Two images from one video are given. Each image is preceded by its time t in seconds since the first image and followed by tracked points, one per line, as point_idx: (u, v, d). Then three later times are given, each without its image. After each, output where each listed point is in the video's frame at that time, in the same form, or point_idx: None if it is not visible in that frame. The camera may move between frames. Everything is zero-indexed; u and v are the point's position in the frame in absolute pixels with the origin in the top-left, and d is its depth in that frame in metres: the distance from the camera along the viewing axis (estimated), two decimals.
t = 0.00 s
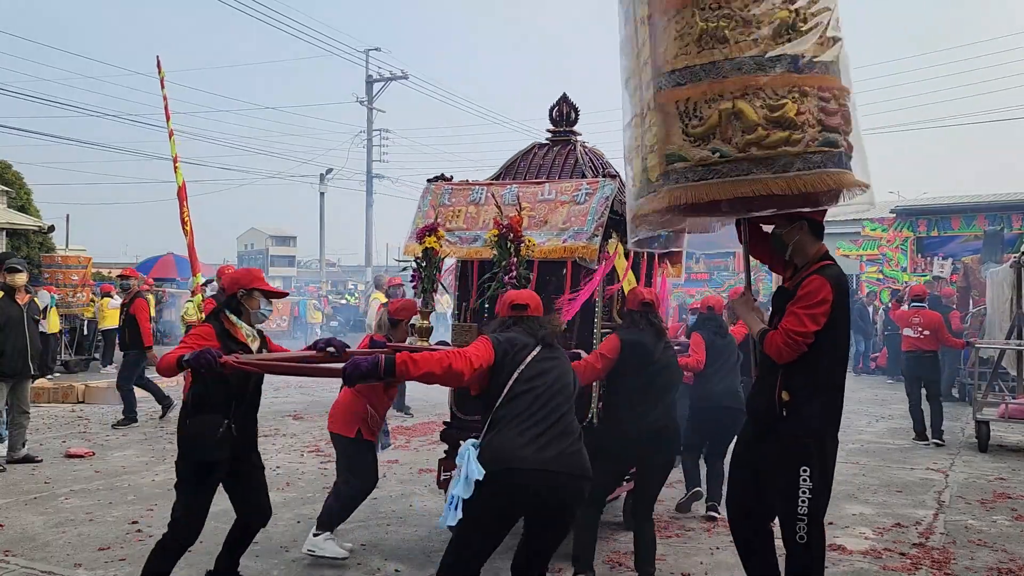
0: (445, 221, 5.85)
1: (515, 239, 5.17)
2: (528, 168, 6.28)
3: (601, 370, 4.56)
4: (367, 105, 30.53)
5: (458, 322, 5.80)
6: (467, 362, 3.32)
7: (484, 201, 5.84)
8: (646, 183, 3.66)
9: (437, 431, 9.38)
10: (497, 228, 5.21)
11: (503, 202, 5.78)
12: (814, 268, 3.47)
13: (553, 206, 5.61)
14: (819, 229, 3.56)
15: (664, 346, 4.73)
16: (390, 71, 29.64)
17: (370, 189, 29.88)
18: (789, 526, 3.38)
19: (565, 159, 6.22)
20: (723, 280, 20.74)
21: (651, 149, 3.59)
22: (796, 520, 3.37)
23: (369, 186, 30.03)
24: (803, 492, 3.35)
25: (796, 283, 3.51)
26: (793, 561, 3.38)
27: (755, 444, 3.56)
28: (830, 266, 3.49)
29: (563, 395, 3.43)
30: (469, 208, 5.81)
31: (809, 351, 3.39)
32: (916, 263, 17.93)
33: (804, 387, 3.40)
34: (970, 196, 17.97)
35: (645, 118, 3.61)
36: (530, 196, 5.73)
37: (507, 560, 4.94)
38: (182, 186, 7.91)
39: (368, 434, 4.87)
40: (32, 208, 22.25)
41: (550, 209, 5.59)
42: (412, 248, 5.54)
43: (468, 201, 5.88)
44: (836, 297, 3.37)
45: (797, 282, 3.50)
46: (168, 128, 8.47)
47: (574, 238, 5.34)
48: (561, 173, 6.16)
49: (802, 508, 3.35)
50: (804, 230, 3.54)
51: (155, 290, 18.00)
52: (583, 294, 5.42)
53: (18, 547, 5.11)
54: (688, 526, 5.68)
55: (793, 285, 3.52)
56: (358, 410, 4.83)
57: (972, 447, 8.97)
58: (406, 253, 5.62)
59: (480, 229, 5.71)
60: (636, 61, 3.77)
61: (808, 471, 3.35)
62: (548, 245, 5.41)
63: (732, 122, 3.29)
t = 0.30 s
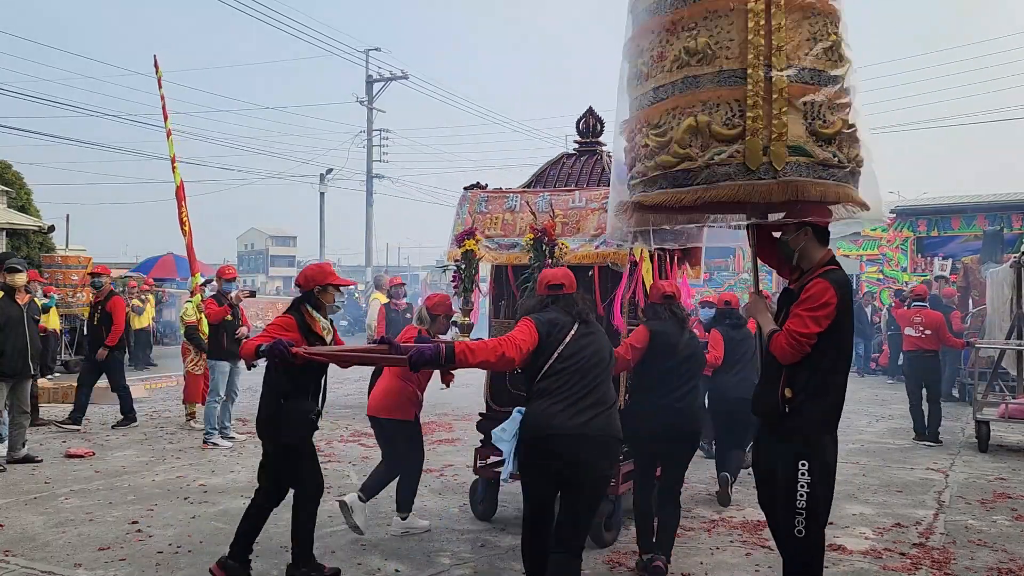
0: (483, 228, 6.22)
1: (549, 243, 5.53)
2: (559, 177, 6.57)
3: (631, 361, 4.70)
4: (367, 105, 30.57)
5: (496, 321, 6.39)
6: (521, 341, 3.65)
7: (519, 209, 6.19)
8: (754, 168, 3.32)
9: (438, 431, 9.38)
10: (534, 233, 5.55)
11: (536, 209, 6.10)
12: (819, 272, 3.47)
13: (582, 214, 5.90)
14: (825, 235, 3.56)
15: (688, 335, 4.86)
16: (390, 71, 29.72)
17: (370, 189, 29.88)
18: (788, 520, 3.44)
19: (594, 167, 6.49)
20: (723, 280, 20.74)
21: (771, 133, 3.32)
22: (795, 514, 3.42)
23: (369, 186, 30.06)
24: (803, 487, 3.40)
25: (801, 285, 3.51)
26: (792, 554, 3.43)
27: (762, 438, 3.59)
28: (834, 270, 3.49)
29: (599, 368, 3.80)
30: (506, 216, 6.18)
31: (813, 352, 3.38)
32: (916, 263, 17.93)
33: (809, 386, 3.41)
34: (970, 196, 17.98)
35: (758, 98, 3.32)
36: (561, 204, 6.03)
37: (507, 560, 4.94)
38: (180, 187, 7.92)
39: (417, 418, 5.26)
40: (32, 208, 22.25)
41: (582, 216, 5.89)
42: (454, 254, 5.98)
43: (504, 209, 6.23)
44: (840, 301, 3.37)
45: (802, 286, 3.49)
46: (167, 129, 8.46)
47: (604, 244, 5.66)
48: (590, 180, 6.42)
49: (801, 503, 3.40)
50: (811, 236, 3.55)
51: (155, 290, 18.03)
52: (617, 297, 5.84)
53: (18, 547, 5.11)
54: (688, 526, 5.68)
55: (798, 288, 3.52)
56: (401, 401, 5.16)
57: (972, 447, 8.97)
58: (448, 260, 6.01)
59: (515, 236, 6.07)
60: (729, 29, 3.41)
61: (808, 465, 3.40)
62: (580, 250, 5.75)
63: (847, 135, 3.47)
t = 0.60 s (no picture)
0: (529, 235, 6.57)
1: (594, 249, 6.00)
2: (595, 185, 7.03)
3: (671, 352, 5.08)
4: (367, 105, 30.60)
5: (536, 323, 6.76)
6: (574, 330, 4.15)
7: (561, 215, 6.53)
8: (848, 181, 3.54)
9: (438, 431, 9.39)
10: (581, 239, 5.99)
11: (579, 216, 6.44)
12: (821, 272, 3.59)
13: (622, 222, 6.30)
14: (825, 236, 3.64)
15: (716, 330, 5.37)
16: (391, 72, 29.90)
17: (370, 189, 29.89)
18: (797, 507, 3.51)
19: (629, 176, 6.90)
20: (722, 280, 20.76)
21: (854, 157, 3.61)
22: (803, 502, 3.51)
23: (369, 186, 30.10)
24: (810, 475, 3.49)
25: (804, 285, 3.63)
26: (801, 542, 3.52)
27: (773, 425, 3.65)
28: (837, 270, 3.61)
29: (637, 355, 4.30)
30: (550, 223, 6.55)
31: (814, 349, 3.51)
32: (916, 263, 17.93)
33: (815, 377, 3.53)
34: (970, 196, 18.00)
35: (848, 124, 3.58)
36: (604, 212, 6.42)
37: (507, 560, 4.93)
38: (180, 187, 7.93)
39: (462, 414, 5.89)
40: (32, 208, 22.25)
41: (622, 223, 6.29)
42: (505, 259, 6.34)
43: (546, 217, 6.57)
44: (841, 301, 3.49)
45: (803, 287, 3.61)
46: (167, 129, 8.48)
47: (645, 251, 6.09)
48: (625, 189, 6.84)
49: (809, 491, 3.49)
50: (811, 237, 3.62)
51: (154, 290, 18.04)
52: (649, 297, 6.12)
53: (18, 547, 5.11)
54: (688, 526, 5.68)
55: (800, 288, 3.63)
56: (448, 397, 5.84)
57: (972, 447, 8.97)
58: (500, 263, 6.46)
59: (561, 242, 6.48)
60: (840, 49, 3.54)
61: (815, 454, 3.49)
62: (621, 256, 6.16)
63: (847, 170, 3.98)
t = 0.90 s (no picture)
0: (571, 242, 7.16)
1: (632, 254, 6.72)
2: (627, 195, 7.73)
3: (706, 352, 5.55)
4: (367, 105, 30.60)
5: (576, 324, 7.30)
6: (629, 331, 4.52)
7: (600, 223, 7.06)
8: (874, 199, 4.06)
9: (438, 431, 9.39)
10: (620, 247, 6.75)
11: (615, 225, 6.99)
12: (830, 274, 3.78)
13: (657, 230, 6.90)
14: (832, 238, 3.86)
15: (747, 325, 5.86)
16: (391, 72, 29.93)
17: (370, 189, 29.90)
18: (816, 503, 3.72)
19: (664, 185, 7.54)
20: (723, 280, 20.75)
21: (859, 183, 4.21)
22: (822, 498, 3.71)
23: (369, 186, 30.11)
24: (826, 474, 3.68)
25: (815, 285, 3.83)
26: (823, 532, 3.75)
27: (789, 422, 3.80)
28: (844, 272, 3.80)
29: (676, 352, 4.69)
30: (588, 230, 7.11)
31: (824, 347, 3.70)
32: (916, 263, 17.92)
33: (831, 376, 3.71)
34: (970, 196, 18.00)
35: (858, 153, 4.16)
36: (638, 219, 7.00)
37: (507, 560, 4.93)
38: (179, 188, 7.95)
39: (516, 403, 6.38)
40: (32, 208, 22.24)
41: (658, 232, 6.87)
42: (549, 263, 7.26)
43: (585, 225, 7.12)
44: (850, 301, 3.68)
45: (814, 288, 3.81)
46: (167, 130, 8.50)
47: (677, 257, 6.65)
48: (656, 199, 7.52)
49: (827, 488, 3.69)
50: (818, 239, 3.84)
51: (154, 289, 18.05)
52: (682, 302, 6.65)
53: (18, 547, 5.11)
54: (688, 526, 5.67)
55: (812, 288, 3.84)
56: (501, 386, 6.34)
57: (972, 446, 8.97)
58: (542, 268, 7.37)
59: (600, 248, 7.03)
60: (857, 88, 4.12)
61: (830, 453, 3.69)
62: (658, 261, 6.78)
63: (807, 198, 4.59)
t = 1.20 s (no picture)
0: (612, 247, 7.72)
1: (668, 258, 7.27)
2: (660, 204, 8.25)
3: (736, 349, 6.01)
4: (367, 105, 30.62)
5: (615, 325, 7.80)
6: (671, 324, 5.10)
7: (636, 230, 7.66)
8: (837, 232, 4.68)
9: (438, 431, 9.39)
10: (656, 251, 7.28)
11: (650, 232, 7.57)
12: (847, 285, 3.93)
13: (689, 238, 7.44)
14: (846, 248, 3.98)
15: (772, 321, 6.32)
16: (391, 72, 29.97)
17: (370, 189, 29.93)
18: (842, 497, 3.84)
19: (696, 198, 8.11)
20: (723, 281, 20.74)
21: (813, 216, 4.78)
22: (847, 493, 3.83)
23: (369, 186, 30.12)
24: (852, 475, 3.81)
25: (833, 296, 3.97)
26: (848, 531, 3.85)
27: (807, 426, 3.95)
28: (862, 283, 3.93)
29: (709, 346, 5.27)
30: (625, 236, 7.70)
31: (843, 356, 3.85)
32: (916, 263, 17.92)
33: (848, 380, 3.85)
34: (971, 196, 18.00)
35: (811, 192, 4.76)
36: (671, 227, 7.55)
37: (507, 560, 4.93)
38: (179, 187, 7.95)
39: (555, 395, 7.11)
40: (32, 207, 22.24)
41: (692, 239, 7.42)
42: (591, 267, 7.75)
43: (623, 231, 7.71)
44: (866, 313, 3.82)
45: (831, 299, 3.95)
46: (167, 130, 8.51)
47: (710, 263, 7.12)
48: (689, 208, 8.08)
49: (853, 483, 3.81)
50: (832, 251, 3.97)
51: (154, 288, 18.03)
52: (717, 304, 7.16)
53: (18, 547, 5.11)
54: (688, 526, 5.67)
55: (830, 298, 3.98)
56: (541, 382, 7.02)
57: (973, 446, 8.96)
58: (586, 271, 7.91)
59: (637, 253, 7.58)
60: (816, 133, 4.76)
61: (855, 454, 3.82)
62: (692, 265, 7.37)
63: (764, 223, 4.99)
